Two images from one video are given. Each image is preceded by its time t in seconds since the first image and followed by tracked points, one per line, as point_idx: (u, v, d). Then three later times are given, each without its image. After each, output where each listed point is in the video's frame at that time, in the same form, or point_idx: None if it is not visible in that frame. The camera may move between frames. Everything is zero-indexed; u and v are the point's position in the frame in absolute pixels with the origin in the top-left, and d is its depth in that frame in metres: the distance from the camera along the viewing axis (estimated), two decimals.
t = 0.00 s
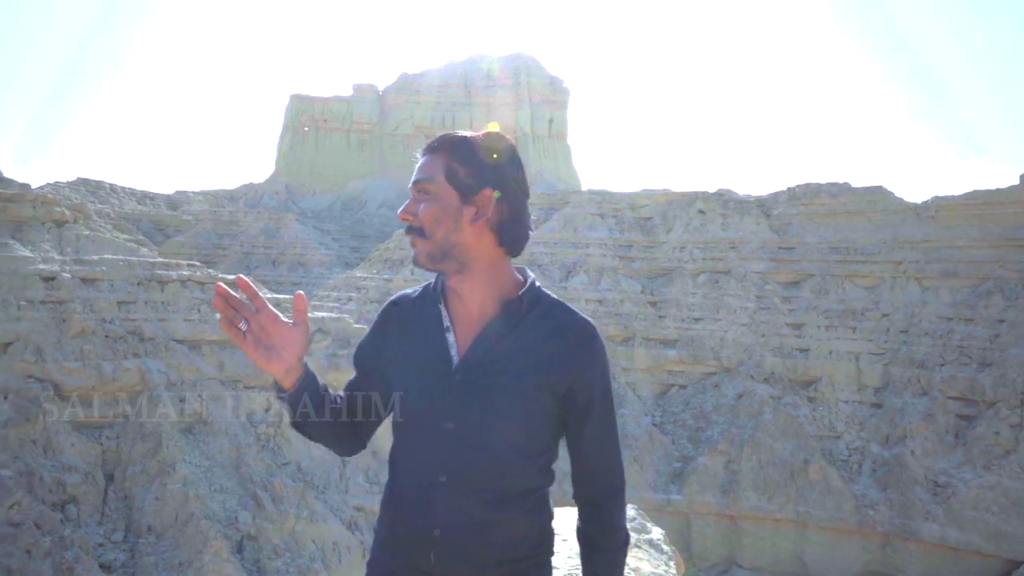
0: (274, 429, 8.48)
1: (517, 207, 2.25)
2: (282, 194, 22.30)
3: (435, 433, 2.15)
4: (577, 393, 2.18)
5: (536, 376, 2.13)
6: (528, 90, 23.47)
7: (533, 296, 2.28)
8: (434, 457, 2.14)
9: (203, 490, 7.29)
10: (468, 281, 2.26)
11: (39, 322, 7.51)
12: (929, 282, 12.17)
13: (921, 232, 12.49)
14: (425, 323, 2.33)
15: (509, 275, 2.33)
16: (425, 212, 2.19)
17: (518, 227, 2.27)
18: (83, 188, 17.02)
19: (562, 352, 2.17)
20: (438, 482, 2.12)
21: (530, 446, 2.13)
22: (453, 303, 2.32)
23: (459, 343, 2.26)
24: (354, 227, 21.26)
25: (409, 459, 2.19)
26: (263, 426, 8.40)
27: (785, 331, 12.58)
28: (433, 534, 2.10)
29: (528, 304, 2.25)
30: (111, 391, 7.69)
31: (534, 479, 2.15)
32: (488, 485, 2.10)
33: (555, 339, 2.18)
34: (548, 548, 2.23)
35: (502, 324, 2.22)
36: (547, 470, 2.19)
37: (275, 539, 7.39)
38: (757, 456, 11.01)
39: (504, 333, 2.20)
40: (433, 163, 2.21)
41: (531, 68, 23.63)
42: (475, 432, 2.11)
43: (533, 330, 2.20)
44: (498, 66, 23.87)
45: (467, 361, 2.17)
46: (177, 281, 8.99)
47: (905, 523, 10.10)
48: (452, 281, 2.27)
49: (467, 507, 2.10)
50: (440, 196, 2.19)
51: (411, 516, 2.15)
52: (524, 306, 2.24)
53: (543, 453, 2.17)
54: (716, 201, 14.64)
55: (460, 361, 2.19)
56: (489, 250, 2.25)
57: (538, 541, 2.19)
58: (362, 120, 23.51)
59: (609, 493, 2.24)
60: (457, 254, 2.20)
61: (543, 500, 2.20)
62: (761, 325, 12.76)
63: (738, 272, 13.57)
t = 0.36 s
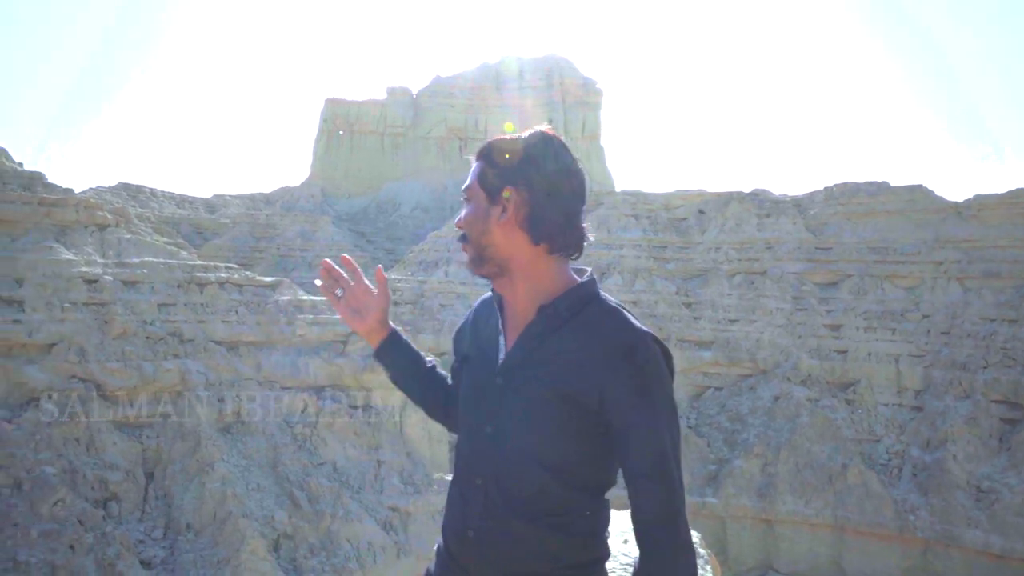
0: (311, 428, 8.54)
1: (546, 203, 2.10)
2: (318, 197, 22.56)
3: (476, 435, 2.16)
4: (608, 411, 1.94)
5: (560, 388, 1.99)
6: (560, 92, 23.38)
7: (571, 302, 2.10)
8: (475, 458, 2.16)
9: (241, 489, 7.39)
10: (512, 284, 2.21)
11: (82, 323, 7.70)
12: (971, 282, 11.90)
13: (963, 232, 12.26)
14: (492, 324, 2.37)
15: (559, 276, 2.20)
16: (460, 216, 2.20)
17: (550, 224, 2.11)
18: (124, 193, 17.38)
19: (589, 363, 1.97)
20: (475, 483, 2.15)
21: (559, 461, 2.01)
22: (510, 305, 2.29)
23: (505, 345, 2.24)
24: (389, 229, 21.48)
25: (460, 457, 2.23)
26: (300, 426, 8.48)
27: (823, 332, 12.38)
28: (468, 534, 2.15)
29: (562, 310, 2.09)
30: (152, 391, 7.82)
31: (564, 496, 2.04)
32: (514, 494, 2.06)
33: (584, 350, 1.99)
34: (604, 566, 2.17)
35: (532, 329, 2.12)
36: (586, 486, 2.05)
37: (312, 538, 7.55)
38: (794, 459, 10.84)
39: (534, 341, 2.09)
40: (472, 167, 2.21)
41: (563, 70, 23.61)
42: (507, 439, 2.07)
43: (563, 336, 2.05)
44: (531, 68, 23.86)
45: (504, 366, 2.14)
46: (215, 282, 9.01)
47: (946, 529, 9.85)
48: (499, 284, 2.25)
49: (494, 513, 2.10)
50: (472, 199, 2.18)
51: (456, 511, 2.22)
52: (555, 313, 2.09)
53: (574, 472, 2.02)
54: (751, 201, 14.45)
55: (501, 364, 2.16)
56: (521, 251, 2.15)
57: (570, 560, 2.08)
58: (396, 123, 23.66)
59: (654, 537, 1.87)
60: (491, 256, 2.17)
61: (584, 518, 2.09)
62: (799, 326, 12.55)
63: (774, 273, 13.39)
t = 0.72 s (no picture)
0: (351, 428, 8.61)
1: (589, 208, 1.99)
2: (357, 199, 22.75)
3: (533, 437, 2.03)
4: (657, 419, 1.79)
5: (609, 400, 1.85)
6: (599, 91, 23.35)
7: (625, 304, 1.94)
8: (529, 461, 2.02)
9: (282, 488, 7.49)
10: (572, 289, 2.11)
11: (129, 323, 7.87)
12: None
13: (1014, 232, 11.88)
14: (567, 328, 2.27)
15: (620, 279, 2.05)
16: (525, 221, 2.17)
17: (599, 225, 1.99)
18: (169, 195, 17.71)
19: (636, 376, 1.84)
20: (526, 486, 2.02)
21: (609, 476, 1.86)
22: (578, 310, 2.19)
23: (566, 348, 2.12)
24: (428, 231, 21.65)
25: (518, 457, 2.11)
26: (340, 426, 8.55)
27: (868, 335, 12.11)
28: (520, 537, 2.03)
29: (617, 313, 1.94)
30: (196, 390, 7.95)
31: (613, 512, 1.88)
32: (564, 505, 1.92)
33: (635, 362, 1.85)
34: None
35: (586, 332, 1.98)
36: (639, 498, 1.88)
37: (352, 537, 7.65)
38: (837, 464, 10.62)
39: (586, 343, 1.96)
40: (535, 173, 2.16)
41: (602, 70, 23.52)
42: (560, 447, 1.93)
43: (615, 345, 1.92)
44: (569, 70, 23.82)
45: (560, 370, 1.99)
46: (258, 284, 9.07)
47: (996, 539, 9.61)
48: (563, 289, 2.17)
49: (543, 522, 1.96)
50: (533, 203, 2.13)
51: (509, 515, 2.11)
52: (606, 317, 1.95)
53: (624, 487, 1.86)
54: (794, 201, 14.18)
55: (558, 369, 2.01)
56: (573, 253, 2.05)
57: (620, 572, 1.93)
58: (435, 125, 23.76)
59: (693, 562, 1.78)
60: (548, 262, 2.11)
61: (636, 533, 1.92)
62: (843, 329, 12.29)
63: (817, 275, 13.15)
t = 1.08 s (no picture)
0: (405, 429, 8.69)
1: (704, 205, 1.72)
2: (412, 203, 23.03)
3: (614, 441, 1.81)
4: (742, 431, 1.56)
5: (701, 409, 1.61)
6: (653, 92, 23.17)
7: (720, 308, 1.70)
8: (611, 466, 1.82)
9: (338, 487, 7.63)
10: (664, 295, 1.81)
11: (191, 324, 8.11)
12: None
13: None
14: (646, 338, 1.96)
15: (716, 286, 1.78)
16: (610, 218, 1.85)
17: (712, 224, 1.72)
18: (230, 200, 18.25)
19: (721, 382, 1.60)
20: (606, 489, 1.83)
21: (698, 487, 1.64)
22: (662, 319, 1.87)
23: (650, 356, 1.84)
24: (482, 233, 21.81)
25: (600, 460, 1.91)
26: (395, 427, 8.64)
27: (932, 339, 11.76)
28: (598, 542, 1.83)
29: (708, 317, 1.69)
30: (255, 390, 8.14)
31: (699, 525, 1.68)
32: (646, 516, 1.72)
33: (730, 370, 1.61)
34: None
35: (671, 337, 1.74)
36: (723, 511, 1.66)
37: (406, 536, 7.69)
38: (901, 473, 10.11)
39: (672, 347, 1.72)
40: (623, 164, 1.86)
41: (655, 71, 23.30)
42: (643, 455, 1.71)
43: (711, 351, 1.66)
44: (622, 70, 23.59)
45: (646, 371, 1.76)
46: (315, 286, 9.25)
47: None
48: (649, 295, 1.86)
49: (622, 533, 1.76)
50: (623, 197, 1.82)
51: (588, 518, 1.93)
52: (698, 321, 1.70)
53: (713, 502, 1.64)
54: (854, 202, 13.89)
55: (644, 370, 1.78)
56: (675, 256, 1.76)
57: None
58: (489, 128, 23.90)
59: None
60: (641, 263, 1.80)
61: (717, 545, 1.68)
62: (905, 332, 11.97)
63: (879, 276, 12.78)
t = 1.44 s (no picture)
0: (453, 430, 8.74)
1: (801, 211, 1.75)
2: (460, 205, 23.14)
3: (689, 449, 1.77)
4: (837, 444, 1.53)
5: (791, 421, 1.57)
6: (703, 93, 22.86)
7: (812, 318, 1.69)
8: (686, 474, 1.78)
9: (387, 487, 7.73)
10: (748, 300, 1.80)
11: (245, 325, 8.29)
12: None
13: None
14: (714, 343, 1.93)
15: (802, 292, 1.78)
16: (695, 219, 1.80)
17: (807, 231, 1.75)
18: (283, 203, 18.61)
19: (816, 392, 1.57)
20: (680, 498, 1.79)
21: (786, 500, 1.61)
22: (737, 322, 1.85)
23: (727, 362, 1.81)
24: (530, 235, 21.83)
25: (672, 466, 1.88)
26: (443, 428, 8.69)
27: (993, 345, 11.47)
28: (674, 551, 1.80)
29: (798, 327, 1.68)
30: (307, 390, 8.29)
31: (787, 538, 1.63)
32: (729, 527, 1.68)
33: (824, 378, 1.57)
34: None
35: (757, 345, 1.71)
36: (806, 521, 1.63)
37: (453, 537, 7.74)
38: (960, 483, 9.78)
39: (758, 356, 1.69)
40: (706, 166, 1.83)
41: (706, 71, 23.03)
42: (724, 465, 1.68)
43: (800, 361, 1.63)
44: (671, 70, 23.38)
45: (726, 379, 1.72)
46: (366, 288, 9.38)
47: None
48: (728, 299, 1.84)
49: (702, 543, 1.72)
50: (713, 199, 1.79)
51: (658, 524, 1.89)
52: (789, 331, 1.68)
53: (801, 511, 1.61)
54: (912, 204, 13.61)
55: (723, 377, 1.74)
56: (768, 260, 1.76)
57: None
58: (537, 131, 23.91)
59: None
60: (732, 266, 1.77)
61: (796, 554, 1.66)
62: (965, 338, 11.62)
63: (938, 281, 12.48)
